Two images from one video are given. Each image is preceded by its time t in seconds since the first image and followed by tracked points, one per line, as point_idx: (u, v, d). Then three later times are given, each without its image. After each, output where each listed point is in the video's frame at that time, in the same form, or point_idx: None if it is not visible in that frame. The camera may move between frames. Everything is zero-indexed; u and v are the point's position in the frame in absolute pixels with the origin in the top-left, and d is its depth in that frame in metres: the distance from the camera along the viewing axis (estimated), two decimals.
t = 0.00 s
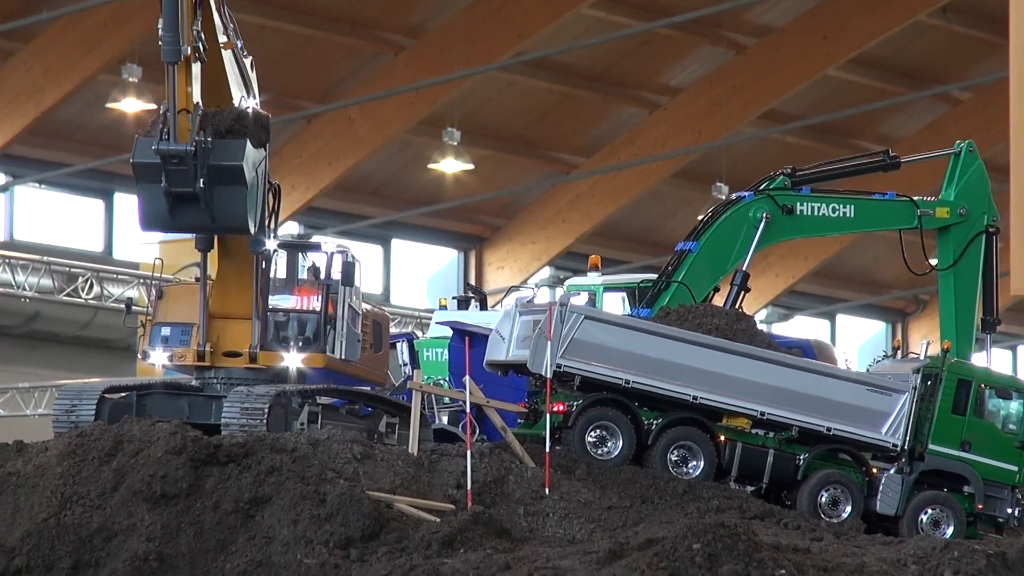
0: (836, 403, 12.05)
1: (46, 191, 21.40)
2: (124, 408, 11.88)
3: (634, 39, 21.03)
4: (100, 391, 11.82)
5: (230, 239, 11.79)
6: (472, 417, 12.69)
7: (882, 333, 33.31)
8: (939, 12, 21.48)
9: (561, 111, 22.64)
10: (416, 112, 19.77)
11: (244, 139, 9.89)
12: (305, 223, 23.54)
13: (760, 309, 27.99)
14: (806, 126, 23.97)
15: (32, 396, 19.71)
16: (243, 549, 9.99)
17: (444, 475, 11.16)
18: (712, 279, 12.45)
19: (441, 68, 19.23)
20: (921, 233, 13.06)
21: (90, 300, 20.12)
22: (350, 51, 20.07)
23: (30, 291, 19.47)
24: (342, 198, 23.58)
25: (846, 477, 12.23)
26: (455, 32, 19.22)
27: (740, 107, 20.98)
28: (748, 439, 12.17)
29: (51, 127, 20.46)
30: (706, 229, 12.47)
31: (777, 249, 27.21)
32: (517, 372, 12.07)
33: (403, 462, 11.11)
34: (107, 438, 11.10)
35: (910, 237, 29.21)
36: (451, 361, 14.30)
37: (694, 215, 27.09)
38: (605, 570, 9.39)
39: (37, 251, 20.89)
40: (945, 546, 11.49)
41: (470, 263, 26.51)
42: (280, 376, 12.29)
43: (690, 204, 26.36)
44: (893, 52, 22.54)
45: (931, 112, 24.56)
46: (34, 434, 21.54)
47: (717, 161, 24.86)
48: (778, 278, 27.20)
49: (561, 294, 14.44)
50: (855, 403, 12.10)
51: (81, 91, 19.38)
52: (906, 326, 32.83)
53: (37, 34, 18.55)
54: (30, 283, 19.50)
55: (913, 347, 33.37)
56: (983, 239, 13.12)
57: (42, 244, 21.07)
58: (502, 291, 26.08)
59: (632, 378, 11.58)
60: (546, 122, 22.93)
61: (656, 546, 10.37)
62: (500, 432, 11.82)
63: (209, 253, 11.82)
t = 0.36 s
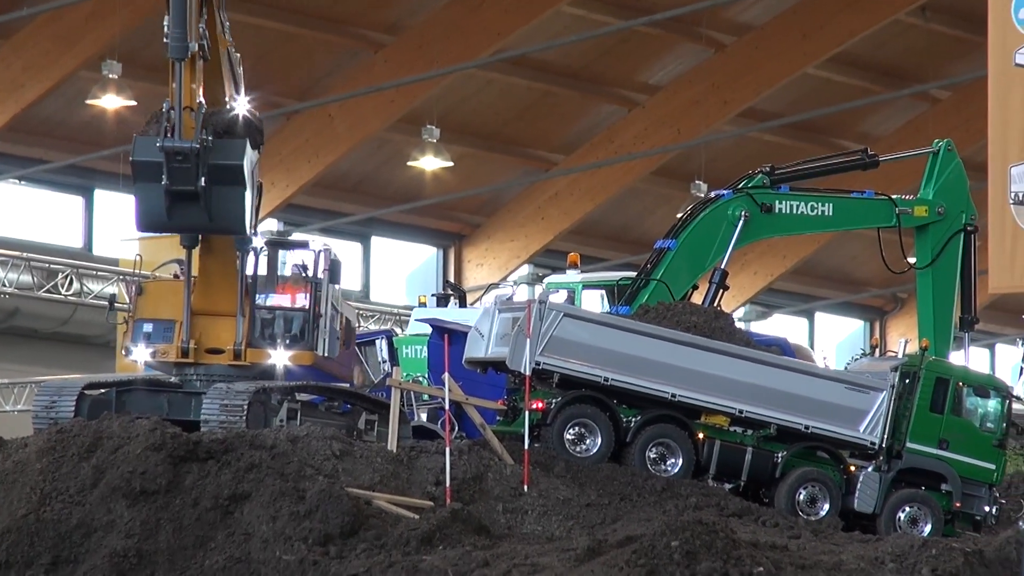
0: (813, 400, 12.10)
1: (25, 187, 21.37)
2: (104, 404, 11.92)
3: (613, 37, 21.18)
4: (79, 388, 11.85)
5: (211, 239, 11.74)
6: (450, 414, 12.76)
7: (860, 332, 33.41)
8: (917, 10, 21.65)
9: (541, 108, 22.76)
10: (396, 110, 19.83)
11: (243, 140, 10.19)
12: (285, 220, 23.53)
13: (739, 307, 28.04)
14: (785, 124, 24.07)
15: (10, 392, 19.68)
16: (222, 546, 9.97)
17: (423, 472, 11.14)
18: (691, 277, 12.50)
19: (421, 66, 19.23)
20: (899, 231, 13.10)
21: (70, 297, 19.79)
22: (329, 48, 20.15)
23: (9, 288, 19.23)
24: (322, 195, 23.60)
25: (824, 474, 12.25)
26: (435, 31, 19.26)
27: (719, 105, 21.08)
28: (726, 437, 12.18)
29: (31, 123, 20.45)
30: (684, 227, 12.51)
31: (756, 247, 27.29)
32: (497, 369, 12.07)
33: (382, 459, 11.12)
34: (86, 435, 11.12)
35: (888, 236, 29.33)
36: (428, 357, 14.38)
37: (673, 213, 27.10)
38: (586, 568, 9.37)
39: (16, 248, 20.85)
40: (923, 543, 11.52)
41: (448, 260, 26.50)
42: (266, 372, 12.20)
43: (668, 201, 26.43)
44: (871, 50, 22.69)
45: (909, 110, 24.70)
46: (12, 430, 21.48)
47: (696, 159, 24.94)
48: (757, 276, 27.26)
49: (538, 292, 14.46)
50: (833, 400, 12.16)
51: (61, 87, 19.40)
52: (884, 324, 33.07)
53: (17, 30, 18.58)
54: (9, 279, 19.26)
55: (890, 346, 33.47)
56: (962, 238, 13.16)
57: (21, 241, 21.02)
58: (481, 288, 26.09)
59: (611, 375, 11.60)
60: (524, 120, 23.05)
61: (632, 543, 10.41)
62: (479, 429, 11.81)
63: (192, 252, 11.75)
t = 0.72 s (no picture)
0: (799, 399, 12.09)
1: (9, 185, 21.34)
2: (89, 403, 11.82)
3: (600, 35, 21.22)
4: (65, 386, 11.75)
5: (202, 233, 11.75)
6: (436, 412, 12.79)
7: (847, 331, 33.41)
8: (904, 9, 21.69)
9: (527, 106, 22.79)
10: (383, 108, 19.84)
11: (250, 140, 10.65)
12: (271, 217, 23.52)
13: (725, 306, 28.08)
14: (772, 123, 24.08)
15: None
16: (207, 544, 9.94)
17: (409, 470, 11.11)
18: (678, 276, 12.50)
19: (407, 64, 19.23)
20: (886, 230, 13.10)
21: (56, 294, 20.03)
22: (316, 45, 20.16)
23: None
24: (309, 192, 23.60)
25: (811, 474, 12.23)
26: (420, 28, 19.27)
27: (706, 104, 21.11)
28: (713, 436, 12.16)
29: (16, 121, 20.43)
30: (672, 226, 12.50)
31: (742, 245, 27.31)
32: (483, 367, 12.05)
33: (369, 457, 11.10)
34: (72, 433, 11.09)
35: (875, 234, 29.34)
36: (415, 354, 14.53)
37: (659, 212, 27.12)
38: (572, 567, 9.35)
39: None
40: (909, 542, 11.50)
41: (435, 258, 26.49)
42: (261, 373, 12.33)
43: (655, 200, 26.42)
44: (858, 49, 22.72)
45: (896, 109, 24.74)
46: None
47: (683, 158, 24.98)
48: (743, 275, 27.28)
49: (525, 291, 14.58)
50: (820, 400, 12.15)
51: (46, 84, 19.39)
52: (871, 323, 32.97)
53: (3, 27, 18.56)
54: None
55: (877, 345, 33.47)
56: (948, 237, 13.16)
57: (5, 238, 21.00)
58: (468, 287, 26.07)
59: (598, 374, 11.59)
60: (511, 117, 23.08)
61: (618, 542, 10.38)
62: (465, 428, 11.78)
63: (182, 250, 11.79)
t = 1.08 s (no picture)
0: (786, 401, 12.11)
1: None
2: (77, 402, 11.84)
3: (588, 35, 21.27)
4: (53, 386, 11.71)
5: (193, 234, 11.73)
6: (424, 413, 12.81)
7: (835, 332, 33.47)
8: (893, 11, 21.76)
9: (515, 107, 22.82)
10: (372, 107, 19.90)
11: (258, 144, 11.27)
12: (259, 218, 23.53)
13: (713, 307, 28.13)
14: (760, 124, 24.12)
15: None
16: (194, 544, 9.91)
17: (396, 471, 11.12)
18: (665, 277, 12.52)
19: (396, 64, 19.26)
20: (873, 231, 13.12)
21: (44, 294, 20.02)
22: (304, 46, 20.18)
23: None
24: (298, 193, 23.63)
25: (797, 475, 12.25)
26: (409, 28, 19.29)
27: (694, 104, 21.18)
28: (699, 437, 12.19)
29: (4, 121, 20.41)
30: (659, 227, 12.52)
31: (730, 246, 27.37)
32: (470, 368, 12.06)
33: (356, 458, 11.12)
34: (58, 433, 11.15)
35: (862, 236, 29.41)
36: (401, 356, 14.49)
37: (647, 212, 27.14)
38: (557, 567, 9.35)
39: None
40: (895, 544, 11.51)
41: (423, 259, 26.50)
42: (254, 375, 12.31)
43: (643, 201, 26.45)
44: (846, 51, 22.78)
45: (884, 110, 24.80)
46: None
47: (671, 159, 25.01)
48: (731, 276, 27.34)
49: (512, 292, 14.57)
50: (806, 401, 12.17)
51: (35, 85, 19.37)
52: (859, 325, 33.07)
53: None
54: None
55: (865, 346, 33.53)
56: (936, 239, 13.15)
57: None
58: (455, 287, 26.08)
59: (585, 375, 11.61)
60: (499, 118, 23.10)
61: (605, 542, 10.41)
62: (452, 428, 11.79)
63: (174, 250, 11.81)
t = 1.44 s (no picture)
0: (771, 400, 12.12)
1: None
2: (61, 402, 11.77)
3: (573, 35, 21.34)
4: (38, 385, 11.63)
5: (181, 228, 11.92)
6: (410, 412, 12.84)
7: (820, 331, 33.63)
8: (877, 10, 21.85)
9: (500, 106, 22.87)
10: (359, 106, 20.02)
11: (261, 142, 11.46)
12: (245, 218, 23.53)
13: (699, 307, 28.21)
14: (744, 124, 24.21)
15: None
16: (180, 544, 9.90)
17: (381, 470, 11.11)
18: (650, 276, 12.55)
19: (382, 64, 19.29)
20: (858, 230, 13.15)
21: (29, 294, 20.16)
22: (290, 46, 20.21)
23: None
24: (283, 193, 23.63)
25: (783, 473, 12.26)
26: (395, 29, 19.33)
27: (680, 104, 21.29)
28: (684, 435, 12.19)
29: None
30: (644, 226, 12.54)
31: (715, 246, 27.48)
32: (455, 367, 12.08)
33: (341, 457, 11.12)
34: (43, 433, 11.11)
35: (847, 235, 29.53)
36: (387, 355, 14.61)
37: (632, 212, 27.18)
38: (544, 566, 9.38)
39: None
40: (882, 543, 11.55)
41: (408, 259, 26.53)
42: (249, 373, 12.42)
43: (628, 200, 26.51)
44: (831, 50, 22.86)
45: (869, 109, 24.89)
46: None
47: (657, 158, 25.08)
48: (716, 275, 27.48)
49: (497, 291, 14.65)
50: (792, 400, 12.19)
51: (20, 85, 19.38)
52: (843, 324, 33.30)
53: None
54: None
55: (850, 345, 33.70)
56: (921, 238, 13.17)
57: None
58: (440, 287, 26.12)
59: (570, 374, 11.62)
60: (484, 118, 23.14)
61: (591, 541, 10.46)
62: (437, 427, 11.77)
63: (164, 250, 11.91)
